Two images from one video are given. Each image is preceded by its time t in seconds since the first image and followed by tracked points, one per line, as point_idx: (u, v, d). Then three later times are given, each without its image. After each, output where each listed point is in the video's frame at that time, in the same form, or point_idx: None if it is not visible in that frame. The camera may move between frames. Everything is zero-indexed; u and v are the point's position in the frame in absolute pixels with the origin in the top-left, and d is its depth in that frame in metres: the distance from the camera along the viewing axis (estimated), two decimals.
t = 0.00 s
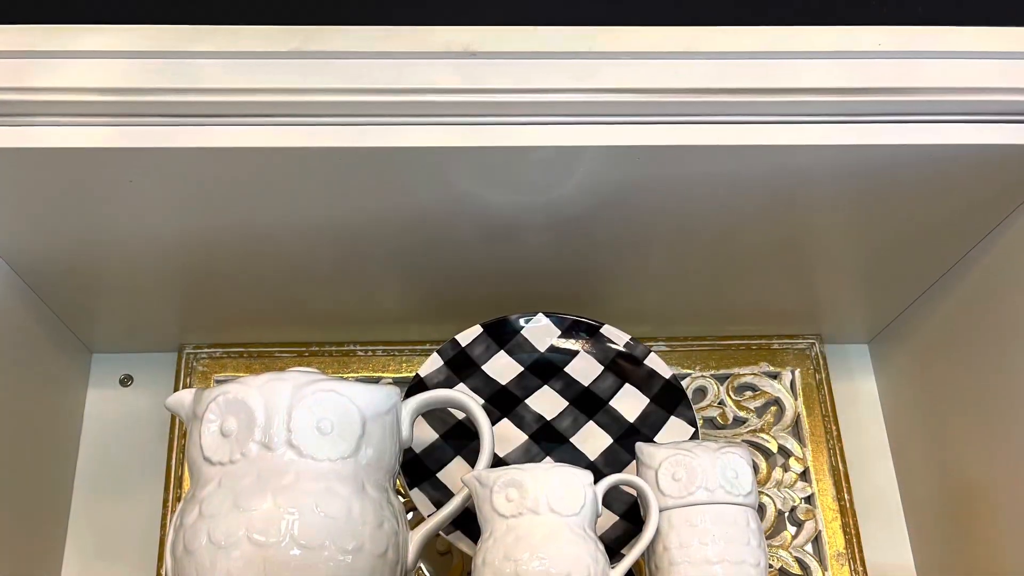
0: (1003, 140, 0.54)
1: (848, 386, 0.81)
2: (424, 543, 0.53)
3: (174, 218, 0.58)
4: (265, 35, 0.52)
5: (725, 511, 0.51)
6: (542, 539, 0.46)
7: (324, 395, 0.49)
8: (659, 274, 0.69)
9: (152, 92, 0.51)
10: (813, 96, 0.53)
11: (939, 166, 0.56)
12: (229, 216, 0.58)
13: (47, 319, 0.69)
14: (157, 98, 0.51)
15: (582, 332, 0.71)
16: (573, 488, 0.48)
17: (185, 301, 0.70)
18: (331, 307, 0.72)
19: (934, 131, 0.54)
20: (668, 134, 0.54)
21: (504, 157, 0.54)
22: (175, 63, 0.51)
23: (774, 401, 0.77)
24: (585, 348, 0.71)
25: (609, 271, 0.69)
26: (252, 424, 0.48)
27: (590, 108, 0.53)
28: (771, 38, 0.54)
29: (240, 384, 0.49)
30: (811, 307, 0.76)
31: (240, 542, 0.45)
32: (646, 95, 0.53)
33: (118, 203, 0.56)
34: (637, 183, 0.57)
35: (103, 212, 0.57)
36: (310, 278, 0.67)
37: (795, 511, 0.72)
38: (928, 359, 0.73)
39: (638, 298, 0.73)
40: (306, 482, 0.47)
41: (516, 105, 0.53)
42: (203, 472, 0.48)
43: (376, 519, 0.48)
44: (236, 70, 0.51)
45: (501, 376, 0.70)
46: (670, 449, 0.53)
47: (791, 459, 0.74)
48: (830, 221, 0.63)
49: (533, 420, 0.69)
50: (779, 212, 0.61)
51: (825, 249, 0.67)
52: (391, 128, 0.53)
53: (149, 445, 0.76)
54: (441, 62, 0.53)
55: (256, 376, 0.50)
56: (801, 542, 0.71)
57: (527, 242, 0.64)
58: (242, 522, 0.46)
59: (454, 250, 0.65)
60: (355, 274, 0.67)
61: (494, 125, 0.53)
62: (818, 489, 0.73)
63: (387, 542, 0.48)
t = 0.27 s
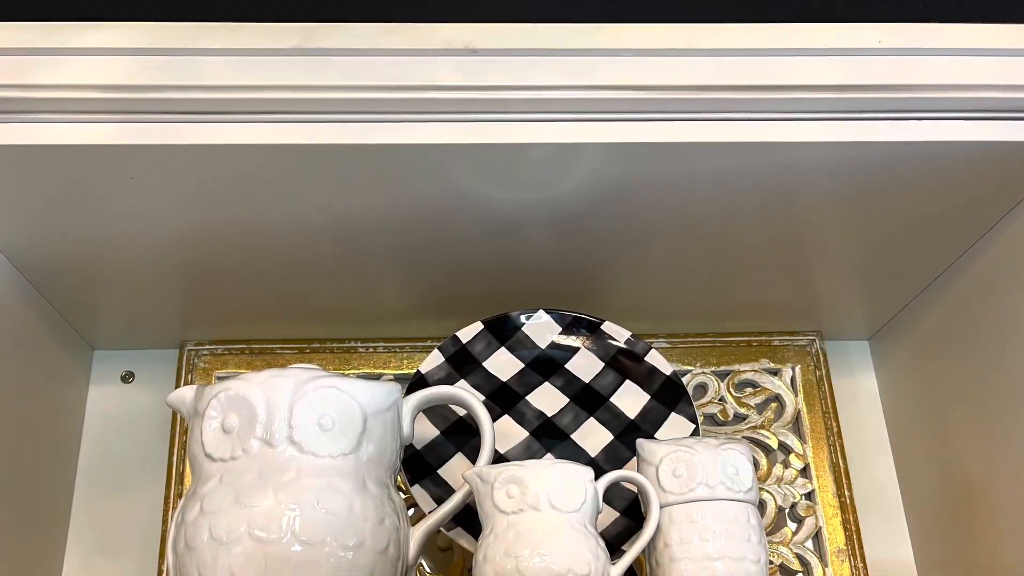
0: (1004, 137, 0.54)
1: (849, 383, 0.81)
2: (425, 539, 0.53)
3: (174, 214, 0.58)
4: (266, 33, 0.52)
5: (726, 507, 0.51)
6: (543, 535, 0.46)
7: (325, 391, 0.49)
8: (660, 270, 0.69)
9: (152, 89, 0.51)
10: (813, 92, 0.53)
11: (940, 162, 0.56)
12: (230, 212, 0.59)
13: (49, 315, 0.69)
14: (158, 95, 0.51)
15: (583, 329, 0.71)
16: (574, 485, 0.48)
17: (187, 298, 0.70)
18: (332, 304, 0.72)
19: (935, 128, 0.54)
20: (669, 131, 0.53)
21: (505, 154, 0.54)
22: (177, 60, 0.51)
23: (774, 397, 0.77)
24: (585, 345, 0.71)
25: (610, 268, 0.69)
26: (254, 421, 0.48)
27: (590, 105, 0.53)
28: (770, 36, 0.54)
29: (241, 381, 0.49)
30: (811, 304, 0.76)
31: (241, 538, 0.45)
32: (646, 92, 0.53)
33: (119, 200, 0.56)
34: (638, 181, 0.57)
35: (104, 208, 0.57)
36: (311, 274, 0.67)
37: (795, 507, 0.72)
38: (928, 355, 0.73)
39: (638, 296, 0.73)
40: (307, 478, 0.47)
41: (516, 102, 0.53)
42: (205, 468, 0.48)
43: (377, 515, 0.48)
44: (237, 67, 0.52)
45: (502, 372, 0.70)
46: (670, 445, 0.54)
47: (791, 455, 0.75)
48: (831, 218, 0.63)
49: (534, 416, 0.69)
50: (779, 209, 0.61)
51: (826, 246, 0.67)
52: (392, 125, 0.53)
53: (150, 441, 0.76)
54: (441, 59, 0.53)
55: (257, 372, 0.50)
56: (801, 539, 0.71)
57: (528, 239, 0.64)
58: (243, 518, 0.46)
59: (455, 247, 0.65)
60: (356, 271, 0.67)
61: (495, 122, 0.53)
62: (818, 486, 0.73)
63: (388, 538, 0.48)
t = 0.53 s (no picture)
0: (1004, 134, 0.54)
1: (849, 379, 0.82)
2: (426, 535, 0.53)
3: (176, 211, 0.58)
4: (266, 30, 0.52)
5: (726, 503, 0.51)
6: (544, 531, 0.47)
7: (326, 388, 0.49)
8: (660, 267, 0.69)
9: (154, 86, 0.51)
10: (814, 90, 0.53)
11: (940, 160, 0.56)
12: (232, 210, 0.59)
13: (50, 312, 0.69)
14: (159, 92, 0.51)
15: (583, 325, 0.71)
16: (575, 481, 0.49)
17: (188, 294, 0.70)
18: (333, 301, 0.72)
19: (935, 125, 0.54)
20: (670, 128, 0.53)
21: (505, 151, 0.54)
22: (177, 57, 0.51)
23: (775, 394, 0.78)
24: (585, 341, 0.71)
25: (611, 265, 0.69)
26: (255, 417, 0.48)
27: (591, 103, 0.53)
28: (771, 34, 0.54)
29: (243, 377, 0.49)
30: (811, 301, 0.76)
31: (243, 535, 0.45)
32: (647, 89, 0.53)
33: (121, 197, 0.56)
34: (639, 178, 0.57)
35: (106, 205, 0.57)
36: (311, 271, 0.67)
37: (796, 503, 0.73)
38: (927, 352, 0.73)
39: (639, 292, 0.73)
40: (308, 475, 0.47)
41: (517, 100, 0.53)
42: (206, 464, 0.49)
43: (378, 511, 0.49)
44: (238, 63, 0.51)
45: (502, 369, 0.70)
46: (671, 442, 0.54)
47: (791, 451, 0.75)
48: (831, 215, 0.63)
49: (534, 413, 0.69)
50: (780, 206, 0.61)
51: (826, 243, 0.67)
52: (393, 122, 0.53)
53: (152, 438, 0.76)
54: (442, 57, 0.53)
55: (258, 369, 0.50)
56: (802, 535, 0.71)
57: (528, 236, 0.64)
58: (244, 515, 0.46)
59: (456, 245, 0.65)
60: (357, 268, 0.67)
61: (496, 119, 0.53)
62: (819, 482, 0.73)
63: (389, 535, 0.49)
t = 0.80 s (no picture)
0: (1005, 131, 0.54)
1: (849, 376, 0.82)
2: (427, 532, 0.53)
3: (177, 207, 0.58)
4: (267, 28, 0.52)
5: (727, 500, 0.51)
6: (546, 528, 0.47)
7: (327, 385, 0.49)
8: (661, 264, 0.69)
9: (154, 84, 0.50)
10: (814, 87, 0.53)
11: (940, 157, 0.56)
12: (233, 207, 0.59)
13: (52, 309, 0.69)
14: (159, 89, 0.51)
15: (584, 322, 0.71)
16: (576, 477, 0.49)
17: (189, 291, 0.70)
18: (334, 297, 0.72)
19: (935, 122, 0.54)
20: (671, 124, 0.53)
21: (506, 148, 0.54)
22: (178, 54, 0.51)
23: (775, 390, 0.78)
24: (586, 338, 0.71)
25: (611, 262, 0.69)
26: (256, 414, 0.48)
27: (591, 100, 0.53)
28: (770, 30, 0.54)
29: (244, 374, 0.50)
30: (811, 297, 0.76)
31: (244, 532, 0.45)
32: (647, 86, 0.53)
33: (121, 194, 0.56)
34: (640, 175, 0.57)
35: (107, 202, 0.57)
36: (312, 268, 0.67)
37: (796, 500, 0.73)
38: (927, 349, 0.73)
39: (639, 289, 0.73)
40: (309, 471, 0.47)
41: (517, 97, 0.52)
42: (208, 461, 0.49)
43: (379, 507, 0.49)
44: (239, 61, 0.51)
45: (503, 365, 0.70)
46: (671, 438, 0.54)
47: (791, 448, 0.75)
48: (832, 212, 0.63)
49: (535, 410, 0.69)
50: (780, 203, 0.61)
51: (826, 239, 0.67)
52: (393, 119, 0.53)
53: (153, 435, 0.76)
54: (443, 54, 0.53)
55: (259, 366, 0.50)
56: (802, 531, 0.71)
57: (529, 233, 0.64)
58: (245, 511, 0.46)
59: (457, 241, 0.65)
60: (358, 265, 0.67)
61: (496, 116, 0.53)
62: (819, 478, 0.73)
63: (390, 532, 0.49)
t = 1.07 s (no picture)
0: (1005, 128, 0.54)
1: (849, 372, 0.82)
2: (428, 528, 0.53)
3: (178, 204, 0.58)
4: (268, 25, 0.52)
5: (727, 496, 0.51)
6: (547, 524, 0.47)
7: (329, 382, 0.49)
8: (662, 261, 0.69)
9: (155, 81, 0.50)
10: (815, 84, 0.53)
11: (940, 153, 0.56)
12: (234, 204, 0.59)
13: (53, 306, 0.69)
14: (160, 86, 0.50)
15: (585, 319, 0.71)
16: (578, 474, 0.49)
17: (191, 288, 0.70)
18: (335, 294, 0.72)
19: (935, 119, 0.54)
20: (671, 121, 0.53)
21: (507, 145, 0.54)
22: (179, 51, 0.51)
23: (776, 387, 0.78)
24: (587, 334, 0.71)
25: (612, 259, 0.69)
26: (258, 410, 0.48)
27: (592, 97, 0.53)
28: (771, 27, 0.54)
29: (246, 371, 0.50)
30: (812, 294, 0.76)
31: (246, 528, 0.45)
32: (647, 83, 0.53)
33: (123, 191, 0.56)
34: (641, 171, 0.57)
35: (108, 199, 0.57)
36: (313, 265, 0.67)
37: (797, 496, 0.73)
38: (928, 347, 0.73)
39: (640, 286, 0.73)
40: (311, 468, 0.47)
41: (517, 94, 0.52)
42: (209, 458, 0.49)
43: (380, 504, 0.49)
44: (239, 58, 0.51)
45: (504, 362, 0.71)
46: (672, 434, 0.54)
47: (792, 444, 0.75)
48: (832, 209, 0.63)
49: (536, 407, 0.70)
50: (780, 199, 0.61)
51: (827, 236, 0.67)
52: (394, 116, 0.53)
53: (155, 431, 0.76)
54: (443, 51, 0.53)
55: (261, 363, 0.50)
56: (802, 528, 0.71)
57: (530, 230, 0.64)
58: (247, 508, 0.46)
59: (459, 239, 0.65)
60: (359, 262, 0.67)
61: (496, 114, 0.53)
62: (820, 475, 0.73)
63: (392, 528, 0.49)
